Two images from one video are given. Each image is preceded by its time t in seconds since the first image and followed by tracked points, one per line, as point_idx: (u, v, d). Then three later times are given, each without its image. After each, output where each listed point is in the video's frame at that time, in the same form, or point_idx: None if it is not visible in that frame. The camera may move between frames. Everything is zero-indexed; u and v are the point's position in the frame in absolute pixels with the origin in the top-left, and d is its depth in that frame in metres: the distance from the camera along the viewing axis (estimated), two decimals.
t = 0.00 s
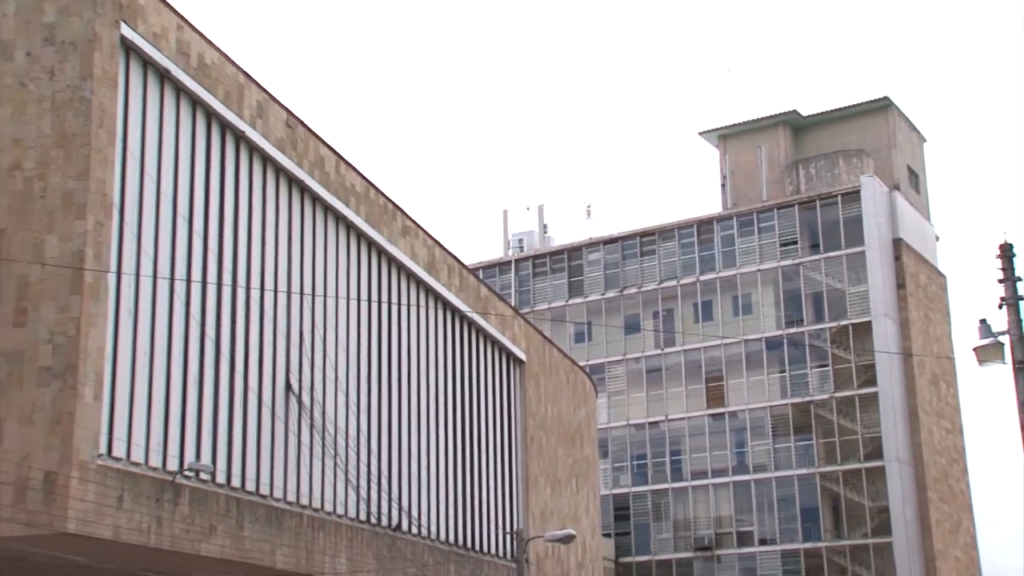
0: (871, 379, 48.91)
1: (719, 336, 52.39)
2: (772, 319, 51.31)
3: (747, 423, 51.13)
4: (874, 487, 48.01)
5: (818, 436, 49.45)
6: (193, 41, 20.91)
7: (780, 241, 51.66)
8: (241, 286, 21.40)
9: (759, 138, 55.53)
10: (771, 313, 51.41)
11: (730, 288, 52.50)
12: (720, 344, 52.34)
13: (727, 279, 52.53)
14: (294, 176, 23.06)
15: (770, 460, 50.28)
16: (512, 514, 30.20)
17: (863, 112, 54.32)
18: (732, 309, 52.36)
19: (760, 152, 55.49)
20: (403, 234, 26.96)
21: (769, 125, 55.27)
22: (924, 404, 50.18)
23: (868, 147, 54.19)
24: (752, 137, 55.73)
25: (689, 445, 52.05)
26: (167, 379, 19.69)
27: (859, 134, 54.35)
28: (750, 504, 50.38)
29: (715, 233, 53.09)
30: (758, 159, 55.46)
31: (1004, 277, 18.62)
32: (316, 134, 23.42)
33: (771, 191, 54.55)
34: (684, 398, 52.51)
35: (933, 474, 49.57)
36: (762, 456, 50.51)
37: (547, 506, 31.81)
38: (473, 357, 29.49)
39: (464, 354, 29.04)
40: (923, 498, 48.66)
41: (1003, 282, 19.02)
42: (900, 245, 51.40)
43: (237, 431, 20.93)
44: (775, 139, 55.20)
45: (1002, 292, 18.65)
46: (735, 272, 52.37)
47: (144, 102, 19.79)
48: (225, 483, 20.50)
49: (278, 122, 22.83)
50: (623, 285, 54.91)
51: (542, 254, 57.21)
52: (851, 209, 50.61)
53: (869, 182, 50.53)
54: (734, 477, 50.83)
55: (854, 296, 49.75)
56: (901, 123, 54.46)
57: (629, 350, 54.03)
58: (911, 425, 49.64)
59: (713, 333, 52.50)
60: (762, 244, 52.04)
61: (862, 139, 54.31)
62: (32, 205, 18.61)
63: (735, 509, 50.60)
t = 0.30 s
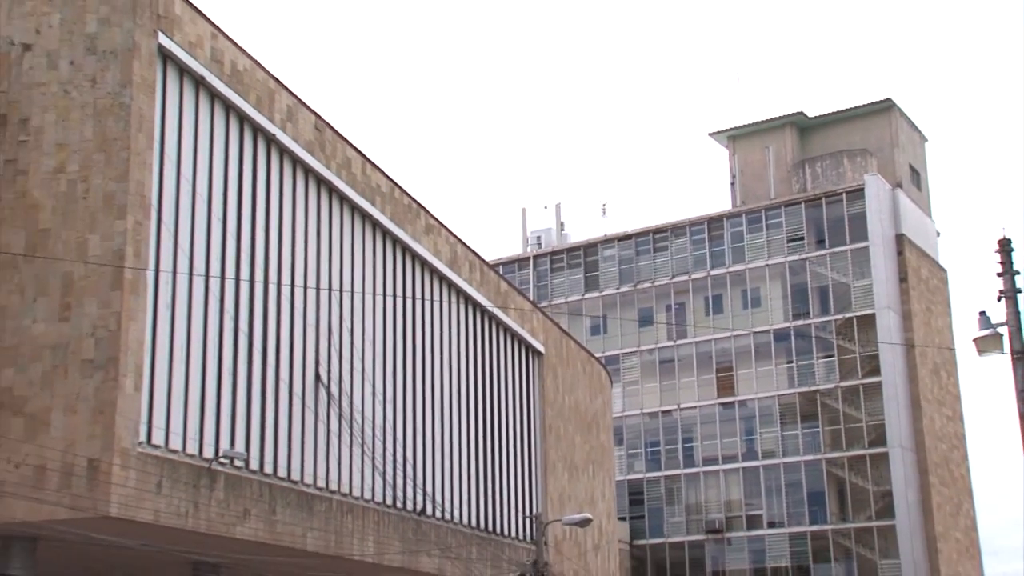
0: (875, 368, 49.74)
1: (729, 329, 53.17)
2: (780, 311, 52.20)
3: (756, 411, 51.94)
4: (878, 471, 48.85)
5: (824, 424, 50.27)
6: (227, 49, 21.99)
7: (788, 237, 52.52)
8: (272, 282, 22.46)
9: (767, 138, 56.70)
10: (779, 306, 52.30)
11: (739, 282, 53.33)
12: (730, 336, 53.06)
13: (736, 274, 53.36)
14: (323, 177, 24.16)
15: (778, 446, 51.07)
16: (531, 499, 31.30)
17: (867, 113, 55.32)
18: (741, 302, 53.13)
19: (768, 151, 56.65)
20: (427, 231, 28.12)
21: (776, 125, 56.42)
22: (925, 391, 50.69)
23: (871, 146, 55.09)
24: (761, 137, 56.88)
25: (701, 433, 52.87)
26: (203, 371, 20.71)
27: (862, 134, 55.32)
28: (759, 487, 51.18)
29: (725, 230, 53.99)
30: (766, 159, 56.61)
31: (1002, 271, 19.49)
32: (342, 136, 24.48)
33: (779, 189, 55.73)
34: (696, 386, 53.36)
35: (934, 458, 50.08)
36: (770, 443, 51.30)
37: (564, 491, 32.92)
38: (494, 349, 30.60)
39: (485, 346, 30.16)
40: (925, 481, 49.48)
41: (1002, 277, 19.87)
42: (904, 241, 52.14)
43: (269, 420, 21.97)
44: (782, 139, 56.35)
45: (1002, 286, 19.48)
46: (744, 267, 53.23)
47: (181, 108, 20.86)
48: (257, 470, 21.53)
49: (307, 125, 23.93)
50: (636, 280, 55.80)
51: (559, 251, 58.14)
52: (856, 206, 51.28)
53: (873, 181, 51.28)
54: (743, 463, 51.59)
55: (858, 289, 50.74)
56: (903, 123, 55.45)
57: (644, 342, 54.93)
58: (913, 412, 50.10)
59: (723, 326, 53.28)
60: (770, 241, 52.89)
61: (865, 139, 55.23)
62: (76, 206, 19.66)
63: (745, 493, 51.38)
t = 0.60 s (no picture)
0: (881, 358, 50.87)
1: (739, 320, 54.44)
2: (789, 303, 53.41)
3: (766, 399, 53.17)
4: (884, 457, 50.01)
5: (831, 411, 51.50)
6: (260, 56, 23.11)
7: (796, 232, 53.70)
8: (305, 277, 23.60)
9: (775, 138, 57.66)
10: (787, 298, 53.49)
11: (748, 276, 54.56)
12: (741, 327, 54.28)
13: (746, 268, 54.57)
14: (352, 177, 25.29)
15: (786, 433, 52.33)
16: (552, 484, 32.40)
17: (872, 113, 56.57)
18: (751, 295, 54.40)
19: (776, 151, 57.58)
20: (450, 229, 29.25)
21: (784, 125, 57.38)
22: (928, 380, 52.00)
23: (875, 146, 56.22)
24: (769, 136, 57.83)
25: (713, 420, 54.05)
26: (238, 362, 21.79)
27: (867, 134, 56.53)
28: (769, 471, 52.41)
29: (736, 226, 55.07)
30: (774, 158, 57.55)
31: (1002, 265, 20.29)
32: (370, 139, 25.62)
33: (787, 187, 56.61)
34: (708, 375, 54.61)
35: (937, 445, 51.47)
36: (779, 429, 52.53)
37: (583, 477, 34.03)
38: (516, 341, 31.71)
39: (506, 338, 31.27)
40: (928, 466, 50.82)
41: (1002, 270, 20.66)
42: (905, 235, 53.21)
43: (301, 409, 23.08)
44: (790, 139, 57.30)
45: (1002, 278, 20.31)
46: (754, 262, 54.41)
47: (218, 114, 21.97)
48: (290, 457, 22.62)
49: (336, 128, 25.06)
50: (651, 275, 56.83)
51: (576, 247, 59.31)
52: (861, 203, 52.37)
53: (877, 178, 52.40)
54: (754, 450, 52.81)
55: (864, 283, 51.76)
56: (906, 123, 56.60)
57: (658, 333, 56.22)
58: (916, 400, 51.41)
59: (734, 318, 54.58)
60: (779, 236, 54.05)
61: (869, 139, 56.37)
62: (118, 206, 20.76)
63: (756, 478, 52.62)
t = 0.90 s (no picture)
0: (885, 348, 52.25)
1: (750, 313, 55.93)
2: (796, 296, 54.85)
3: (775, 387, 54.67)
4: (888, 443, 51.45)
5: (837, 399, 52.86)
6: (292, 63, 24.33)
7: (803, 228, 55.15)
8: (335, 273, 24.89)
9: (784, 138, 59.58)
10: (795, 291, 54.92)
11: (757, 270, 56.05)
12: (751, 320, 55.81)
13: (756, 262, 56.07)
14: (378, 177, 26.57)
15: (794, 420, 53.71)
16: (570, 469, 33.78)
17: (876, 114, 58.41)
18: (761, 288, 55.85)
19: (785, 151, 59.47)
20: (472, 226, 30.62)
21: (792, 126, 59.33)
22: (930, 369, 53.22)
23: (879, 145, 58.06)
24: (778, 137, 59.68)
25: (724, 408, 55.65)
26: (271, 353, 22.95)
27: (872, 133, 58.35)
28: (777, 456, 53.86)
29: (745, 222, 56.73)
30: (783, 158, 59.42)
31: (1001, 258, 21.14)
32: (395, 141, 26.93)
33: (795, 184, 58.38)
34: (719, 365, 56.16)
35: (940, 433, 53.04)
36: (788, 416, 53.93)
37: (600, 462, 35.50)
38: (534, 333, 33.10)
39: (525, 330, 32.67)
40: (930, 450, 52.19)
41: (1001, 262, 21.52)
42: (910, 230, 54.48)
43: (331, 398, 24.32)
44: (798, 139, 59.22)
45: (1002, 271, 21.18)
46: (762, 256, 55.91)
47: (253, 118, 23.19)
48: (321, 444, 23.79)
49: (363, 131, 26.35)
50: (664, 269, 58.42)
51: (592, 244, 60.95)
52: (865, 199, 53.88)
53: (882, 176, 53.75)
54: (764, 436, 54.33)
55: (868, 277, 53.27)
56: (909, 124, 58.42)
57: (671, 325, 57.75)
58: (920, 389, 52.62)
59: (744, 310, 56.07)
60: (787, 232, 55.53)
61: (874, 138, 58.24)
62: (158, 206, 21.89)
63: (765, 463, 54.08)
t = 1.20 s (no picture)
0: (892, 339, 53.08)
1: (761, 306, 56.91)
2: (806, 289, 55.77)
3: (785, 377, 55.64)
4: (894, 430, 52.39)
5: (845, 389, 53.82)
6: (321, 70, 25.48)
7: (811, 224, 56.17)
8: (363, 269, 26.08)
9: (793, 138, 60.47)
10: (805, 284, 55.85)
11: (768, 264, 57.09)
12: (763, 312, 56.66)
13: (766, 257, 57.16)
14: (404, 178, 27.77)
15: (804, 408, 54.77)
16: (588, 457, 35.27)
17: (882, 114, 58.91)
18: (771, 283, 56.80)
19: (793, 150, 60.36)
20: (494, 224, 31.88)
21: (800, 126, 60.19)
22: (936, 361, 54.73)
23: (884, 145, 58.58)
24: (787, 137, 60.63)
25: (736, 398, 56.72)
26: (303, 346, 24.06)
27: (877, 132, 58.97)
28: (788, 443, 54.91)
29: (756, 219, 57.83)
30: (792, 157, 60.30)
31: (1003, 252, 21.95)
32: (420, 143, 28.12)
33: (804, 182, 59.28)
34: (731, 356, 57.23)
35: (944, 420, 54.18)
36: (798, 405, 54.99)
37: (617, 450, 37.10)
38: (554, 326, 34.49)
39: (545, 323, 34.04)
40: (934, 438, 53.13)
41: (1004, 256, 22.31)
42: (914, 226, 55.79)
43: (359, 388, 25.45)
44: (806, 138, 60.11)
45: (1003, 265, 21.97)
46: (773, 252, 56.98)
47: (285, 122, 24.33)
48: (350, 433, 24.90)
49: (389, 133, 27.54)
50: (678, 265, 59.57)
51: (609, 241, 62.20)
52: (872, 196, 54.75)
53: (887, 174, 54.80)
54: (774, 424, 55.40)
55: (875, 270, 54.07)
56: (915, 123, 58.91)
57: (685, 318, 59.01)
58: (925, 378, 54.05)
59: (756, 303, 57.09)
60: (796, 227, 56.57)
61: (878, 138, 58.82)
62: (194, 206, 23.00)
63: (776, 450, 55.12)
